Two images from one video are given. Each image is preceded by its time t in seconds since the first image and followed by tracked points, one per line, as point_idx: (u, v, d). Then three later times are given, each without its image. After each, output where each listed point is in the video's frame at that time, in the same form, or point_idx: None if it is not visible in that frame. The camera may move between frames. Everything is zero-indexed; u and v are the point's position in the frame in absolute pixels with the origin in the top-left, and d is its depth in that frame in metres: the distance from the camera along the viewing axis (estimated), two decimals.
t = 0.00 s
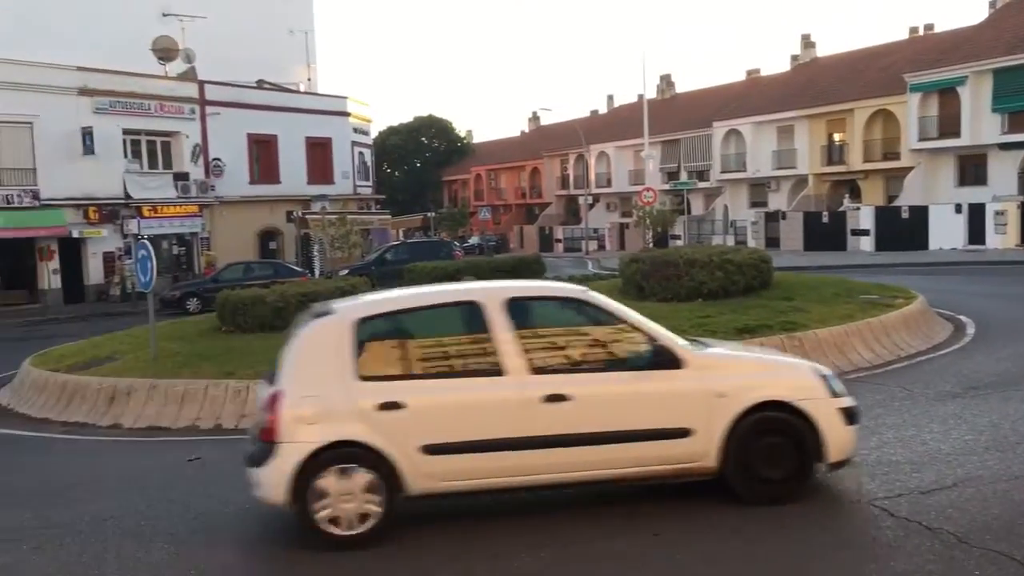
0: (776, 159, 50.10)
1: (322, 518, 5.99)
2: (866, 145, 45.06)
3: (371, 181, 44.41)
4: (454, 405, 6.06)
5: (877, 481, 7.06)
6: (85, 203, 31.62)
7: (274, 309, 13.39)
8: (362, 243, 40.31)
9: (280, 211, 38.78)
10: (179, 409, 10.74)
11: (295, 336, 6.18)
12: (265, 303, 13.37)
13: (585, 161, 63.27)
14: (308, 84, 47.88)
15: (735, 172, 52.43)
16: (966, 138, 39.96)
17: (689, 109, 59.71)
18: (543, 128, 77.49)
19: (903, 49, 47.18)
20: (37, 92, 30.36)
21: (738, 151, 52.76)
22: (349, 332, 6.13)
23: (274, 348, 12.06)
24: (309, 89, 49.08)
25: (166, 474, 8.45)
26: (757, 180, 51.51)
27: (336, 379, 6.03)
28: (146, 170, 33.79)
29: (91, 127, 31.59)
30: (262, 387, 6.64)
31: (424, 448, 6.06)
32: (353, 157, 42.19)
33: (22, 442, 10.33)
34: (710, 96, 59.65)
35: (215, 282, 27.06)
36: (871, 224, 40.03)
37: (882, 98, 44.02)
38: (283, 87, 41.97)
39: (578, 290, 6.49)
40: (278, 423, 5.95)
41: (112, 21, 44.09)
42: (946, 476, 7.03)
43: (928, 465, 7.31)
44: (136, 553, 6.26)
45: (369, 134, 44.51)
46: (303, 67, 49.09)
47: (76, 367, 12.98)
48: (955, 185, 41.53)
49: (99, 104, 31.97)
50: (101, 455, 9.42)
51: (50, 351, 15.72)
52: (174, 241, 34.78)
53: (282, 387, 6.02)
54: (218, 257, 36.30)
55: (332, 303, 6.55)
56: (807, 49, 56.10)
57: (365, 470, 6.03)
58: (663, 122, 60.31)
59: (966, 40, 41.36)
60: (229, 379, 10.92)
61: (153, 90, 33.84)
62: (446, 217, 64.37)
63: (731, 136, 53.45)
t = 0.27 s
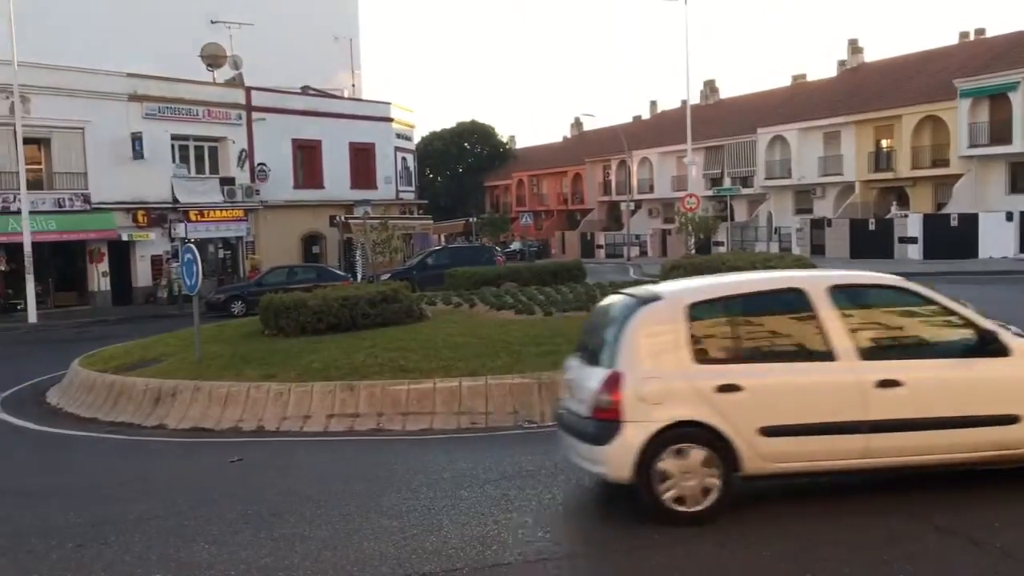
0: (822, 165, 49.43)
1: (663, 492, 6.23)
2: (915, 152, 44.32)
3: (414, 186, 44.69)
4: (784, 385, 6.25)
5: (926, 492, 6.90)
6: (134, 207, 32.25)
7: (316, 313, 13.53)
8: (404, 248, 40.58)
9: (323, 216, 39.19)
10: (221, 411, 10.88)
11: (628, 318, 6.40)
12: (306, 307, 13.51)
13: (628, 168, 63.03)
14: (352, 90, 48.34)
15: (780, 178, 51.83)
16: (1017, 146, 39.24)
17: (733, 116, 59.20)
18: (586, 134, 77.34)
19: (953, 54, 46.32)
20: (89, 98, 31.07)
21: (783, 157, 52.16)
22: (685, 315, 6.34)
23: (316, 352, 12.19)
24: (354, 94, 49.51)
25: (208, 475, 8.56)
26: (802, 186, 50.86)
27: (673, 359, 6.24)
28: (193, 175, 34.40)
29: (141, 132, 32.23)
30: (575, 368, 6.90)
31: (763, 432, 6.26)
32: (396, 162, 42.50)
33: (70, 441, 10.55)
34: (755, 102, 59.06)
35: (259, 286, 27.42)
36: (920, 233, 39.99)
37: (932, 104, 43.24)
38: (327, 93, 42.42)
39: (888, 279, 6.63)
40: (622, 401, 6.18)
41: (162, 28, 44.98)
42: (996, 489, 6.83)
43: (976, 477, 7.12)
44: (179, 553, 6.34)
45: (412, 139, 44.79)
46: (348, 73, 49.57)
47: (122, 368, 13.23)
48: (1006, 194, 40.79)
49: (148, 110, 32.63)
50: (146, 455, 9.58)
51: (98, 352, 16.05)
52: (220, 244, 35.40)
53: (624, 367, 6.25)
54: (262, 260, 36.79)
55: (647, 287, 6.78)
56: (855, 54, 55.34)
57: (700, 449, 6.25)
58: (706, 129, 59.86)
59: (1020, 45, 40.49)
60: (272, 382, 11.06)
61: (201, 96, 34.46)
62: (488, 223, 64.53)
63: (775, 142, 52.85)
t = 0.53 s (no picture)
0: (848, 171, 49.01)
1: (977, 475, 6.58)
2: (943, 158, 43.83)
3: (437, 191, 44.77)
4: None
5: (953, 504, 6.77)
6: (160, 210, 32.55)
7: (338, 316, 13.56)
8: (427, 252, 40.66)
9: (347, 219, 39.36)
10: (244, 413, 10.92)
11: (934, 311, 6.78)
12: (329, 310, 13.55)
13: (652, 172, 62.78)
14: (377, 94, 48.53)
15: (806, 183, 51.39)
16: None
17: (758, 120, 58.80)
18: (610, 139, 77.16)
19: (983, 58, 45.76)
20: (118, 102, 31.43)
21: (808, 162, 51.74)
22: (992, 307, 6.75)
23: (338, 355, 12.21)
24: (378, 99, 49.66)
25: (229, 477, 8.58)
26: (828, 192, 50.39)
27: (982, 348, 6.67)
28: (218, 179, 34.68)
29: (167, 136, 32.53)
30: (862, 360, 7.23)
31: None
32: (419, 167, 42.61)
33: (95, 441, 10.63)
34: (781, 106, 58.63)
35: (282, 289, 27.55)
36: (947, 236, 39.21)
37: (960, 109, 42.74)
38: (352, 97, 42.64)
39: None
40: (939, 388, 6.56)
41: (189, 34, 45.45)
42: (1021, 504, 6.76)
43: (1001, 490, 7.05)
44: (200, 554, 6.35)
45: (436, 143, 44.89)
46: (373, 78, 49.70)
47: (146, 369, 13.33)
48: None
49: (175, 114, 32.95)
50: (169, 456, 9.63)
51: (123, 354, 16.19)
52: (245, 248, 35.70)
53: (936, 355, 6.63)
54: (286, 264, 37.02)
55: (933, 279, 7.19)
56: (882, 58, 54.84)
57: (1009, 433, 6.60)
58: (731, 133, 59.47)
59: None
60: (294, 384, 11.10)
61: (227, 100, 34.75)
62: (511, 227, 64.48)
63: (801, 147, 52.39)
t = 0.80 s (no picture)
0: (867, 175, 48.71)
1: None
2: (963, 162, 43.52)
3: (454, 196, 44.86)
4: None
5: (974, 513, 6.71)
6: (179, 215, 32.80)
7: (356, 320, 13.61)
8: (444, 256, 40.73)
9: (364, 224, 39.48)
10: (261, 417, 10.97)
11: None
12: (347, 314, 13.61)
13: (669, 177, 62.65)
14: (394, 100, 48.66)
15: (824, 188, 51.11)
16: None
17: (776, 125, 58.56)
18: (627, 144, 77.06)
19: (1004, 62, 45.40)
20: (138, 108, 31.71)
21: (827, 167, 51.48)
22: None
23: (355, 359, 12.25)
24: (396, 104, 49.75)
25: (246, 480, 8.62)
26: (847, 197, 50.09)
27: None
28: (237, 183, 34.90)
29: (186, 141, 32.78)
30: None
31: None
32: (437, 172, 42.70)
33: (114, 444, 10.72)
34: (799, 111, 58.36)
35: (300, 294, 27.67)
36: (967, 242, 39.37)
37: (981, 113, 42.43)
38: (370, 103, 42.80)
39: None
40: None
41: (209, 40, 45.80)
42: None
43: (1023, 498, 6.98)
44: (217, 558, 6.38)
45: (453, 148, 44.97)
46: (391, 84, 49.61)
47: (165, 373, 13.43)
48: None
49: (194, 119, 33.19)
50: (187, 459, 9.69)
51: (143, 357, 16.32)
52: (262, 252, 35.93)
53: None
54: (304, 269, 37.20)
55: None
56: (901, 63, 54.55)
57: None
58: (749, 137, 59.25)
59: None
60: (311, 388, 11.14)
61: (246, 106, 34.99)
62: (528, 232, 64.49)
63: (820, 151, 52.11)
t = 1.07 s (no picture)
0: (886, 181, 48.40)
1: None
2: (983, 168, 43.24)
3: (471, 202, 44.92)
4: None
5: (996, 523, 6.63)
6: (199, 222, 33.02)
7: (373, 327, 13.63)
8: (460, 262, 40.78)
9: (381, 231, 39.59)
10: (280, 423, 11.01)
11: None
12: (363, 320, 13.63)
13: (687, 183, 62.46)
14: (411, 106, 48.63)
15: (843, 194, 50.77)
16: None
17: (794, 130, 58.27)
18: (644, 149, 76.93)
19: None
20: (158, 115, 31.96)
21: (846, 172, 51.16)
22: None
23: (372, 365, 12.27)
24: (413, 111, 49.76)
25: (265, 486, 8.65)
26: (866, 202, 49.70)
27: None
28: (255, 190, 35.11)
29: (206, 149, 33.03)
30: None
31: None
32: (453, 178, 42.78)
33: (134, 450, 10.78)
34: (817, 116, 58.04)
35: (317, 300, 27.78)
36: (988, 247, 39.14)
37: (1002, 118, 42.09)
38: (387, 109, 42.93)
39: None
40: None
41: (227, 48, 46.11)
42: None
43: None
44: (236, 563, 6.40)
45: (470, 154, 45.03)
46: (407, 91, 49.54)
47: (185, 379, 13.50)
48: None
49: (213, 127, 33.46)
50: (207, 465, 9.74)
51: (162, 364, 16.43)
52: (280, 258, 36.13)
53: None
54: (321, 275, 37.33)
55: None
56: (921, 67, 54.20)
57: None
58: (767, 143, 58.96)
59: None
60: (329, 395, 11.17)
61: (264, 113, 35.20)
62: (545, 238, 64.42)
63: (839, 157, 51.77)
